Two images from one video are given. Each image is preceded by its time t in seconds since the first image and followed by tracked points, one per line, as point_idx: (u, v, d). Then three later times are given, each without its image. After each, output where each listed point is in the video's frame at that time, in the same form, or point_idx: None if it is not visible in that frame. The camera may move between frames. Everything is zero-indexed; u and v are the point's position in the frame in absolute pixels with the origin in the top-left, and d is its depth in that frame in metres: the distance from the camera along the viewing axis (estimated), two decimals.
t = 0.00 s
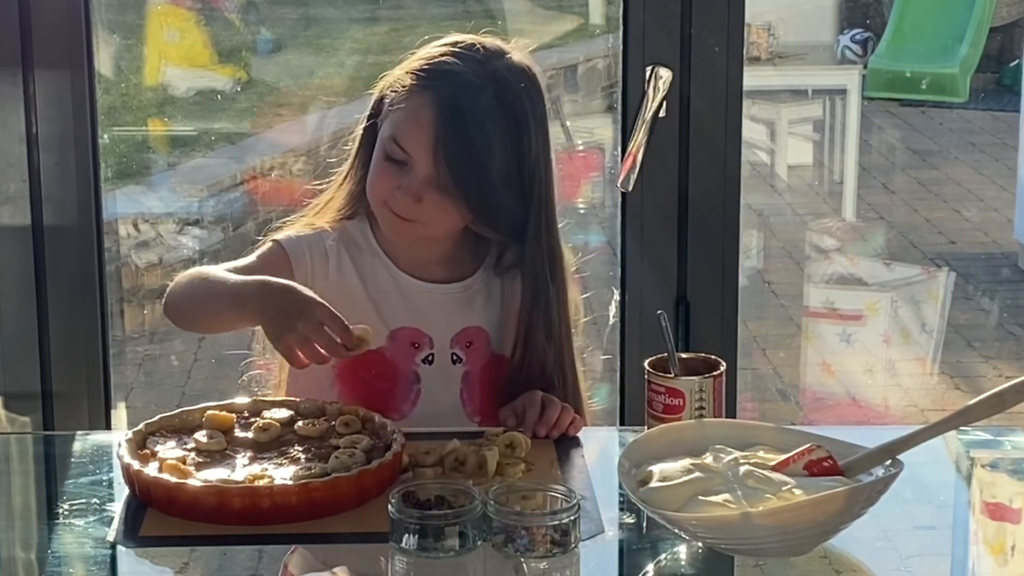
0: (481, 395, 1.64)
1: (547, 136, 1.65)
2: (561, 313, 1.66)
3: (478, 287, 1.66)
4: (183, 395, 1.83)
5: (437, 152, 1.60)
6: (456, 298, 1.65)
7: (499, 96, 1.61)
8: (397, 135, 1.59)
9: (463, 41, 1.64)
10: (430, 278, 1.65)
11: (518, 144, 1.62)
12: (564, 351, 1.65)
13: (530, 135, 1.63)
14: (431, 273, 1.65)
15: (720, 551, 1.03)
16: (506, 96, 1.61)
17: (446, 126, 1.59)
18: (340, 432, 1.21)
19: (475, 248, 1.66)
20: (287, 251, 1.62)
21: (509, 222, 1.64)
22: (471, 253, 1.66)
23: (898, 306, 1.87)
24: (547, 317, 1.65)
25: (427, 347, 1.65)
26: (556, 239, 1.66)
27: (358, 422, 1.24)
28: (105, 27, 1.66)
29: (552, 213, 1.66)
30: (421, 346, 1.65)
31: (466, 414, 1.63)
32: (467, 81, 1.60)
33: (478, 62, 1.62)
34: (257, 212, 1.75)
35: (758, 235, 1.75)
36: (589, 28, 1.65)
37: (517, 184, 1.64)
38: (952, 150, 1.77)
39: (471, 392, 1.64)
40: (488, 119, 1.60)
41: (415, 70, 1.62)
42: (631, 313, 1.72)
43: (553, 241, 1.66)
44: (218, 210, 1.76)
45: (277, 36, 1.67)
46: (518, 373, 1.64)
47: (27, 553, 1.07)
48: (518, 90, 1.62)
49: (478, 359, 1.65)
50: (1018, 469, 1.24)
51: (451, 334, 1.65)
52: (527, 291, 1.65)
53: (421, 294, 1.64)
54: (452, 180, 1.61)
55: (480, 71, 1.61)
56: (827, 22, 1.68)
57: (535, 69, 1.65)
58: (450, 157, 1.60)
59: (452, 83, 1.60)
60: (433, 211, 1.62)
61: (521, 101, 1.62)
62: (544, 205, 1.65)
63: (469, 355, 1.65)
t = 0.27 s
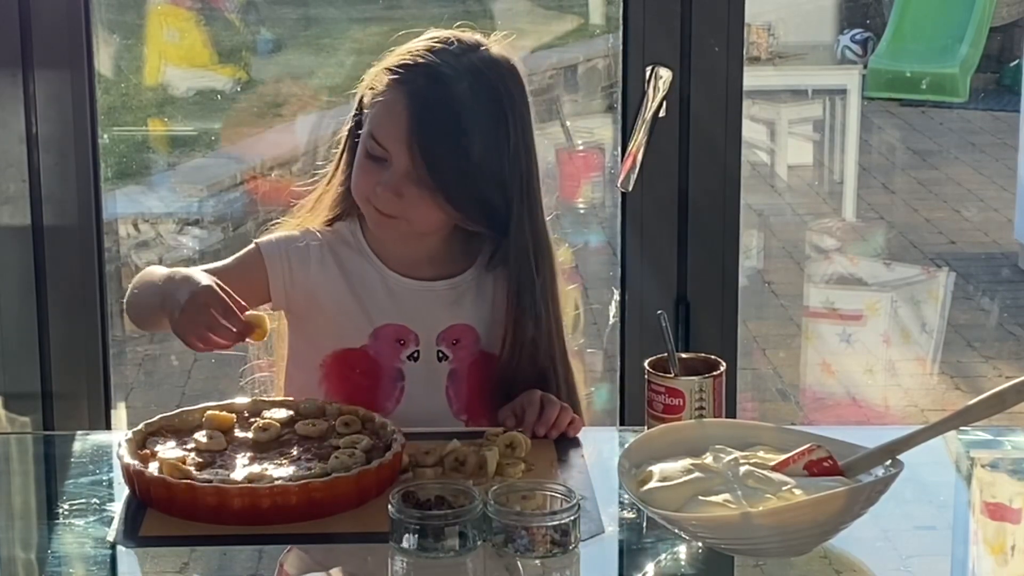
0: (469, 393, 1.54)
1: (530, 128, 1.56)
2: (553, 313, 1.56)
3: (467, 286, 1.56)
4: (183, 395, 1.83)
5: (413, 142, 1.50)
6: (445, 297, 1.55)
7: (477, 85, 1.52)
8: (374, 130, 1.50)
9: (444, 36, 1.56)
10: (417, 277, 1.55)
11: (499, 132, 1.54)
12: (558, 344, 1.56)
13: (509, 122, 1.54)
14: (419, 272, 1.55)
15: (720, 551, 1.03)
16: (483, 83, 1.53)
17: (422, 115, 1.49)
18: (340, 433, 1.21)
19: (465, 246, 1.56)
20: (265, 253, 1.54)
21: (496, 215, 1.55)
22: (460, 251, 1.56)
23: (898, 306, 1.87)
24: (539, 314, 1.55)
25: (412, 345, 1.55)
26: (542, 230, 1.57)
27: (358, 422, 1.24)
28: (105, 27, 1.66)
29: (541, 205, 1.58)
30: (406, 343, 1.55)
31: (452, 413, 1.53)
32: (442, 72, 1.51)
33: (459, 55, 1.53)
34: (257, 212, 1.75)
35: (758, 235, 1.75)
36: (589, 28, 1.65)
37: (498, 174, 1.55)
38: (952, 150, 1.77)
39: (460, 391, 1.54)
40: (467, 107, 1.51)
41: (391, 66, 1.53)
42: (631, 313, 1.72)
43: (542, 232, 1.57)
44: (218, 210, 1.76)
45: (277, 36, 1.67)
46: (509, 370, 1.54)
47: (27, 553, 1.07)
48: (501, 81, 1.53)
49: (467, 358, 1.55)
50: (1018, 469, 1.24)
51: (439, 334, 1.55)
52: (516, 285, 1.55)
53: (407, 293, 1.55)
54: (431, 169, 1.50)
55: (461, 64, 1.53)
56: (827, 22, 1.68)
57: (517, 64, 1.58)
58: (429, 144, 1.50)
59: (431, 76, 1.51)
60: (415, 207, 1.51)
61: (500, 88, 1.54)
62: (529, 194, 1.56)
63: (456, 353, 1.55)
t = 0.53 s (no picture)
0: (458, 391, 1.54)
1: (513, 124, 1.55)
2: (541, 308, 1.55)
3: (455, 282, 1.55)
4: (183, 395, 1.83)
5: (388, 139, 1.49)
6: (433, 293, 1.55)
7: (453, 81, 1.51)
8: (352, 129, 1.49)
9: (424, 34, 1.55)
10: (404, 275, 1.55)
11: (477, 127, 1.52)
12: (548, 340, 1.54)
13: (489, 118, 1.53)
14: (406, 270, 1.55)
15: (720, 551, 1.03)
16: (460, 80, 1.51)
17: (398, 112, 1.49)
18: (340, 433, 1.21)
19: (456, 242, 1.55)
20: (251, 259, 1.54)
21: (479, 210, 1.54)
22: (448, 247, 1.56)
23: (898, 306, 1.87)
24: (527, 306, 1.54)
25: (400, 343, 1.54)
26: (525, 224, 1.55)
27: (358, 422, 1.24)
28: (105, 27, 1.66)
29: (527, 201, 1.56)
30: (394, 342, 1.54)
31: (442, 411, 1.53)
32: (418, 68, 1.51)
33: (437, 53, 1.52)
34: (257, 212, 1.75)
35: (758, 235, 1.75)
36: (589, 28, 1.65)
37: (478, 169, 1.53)
38: (952, 150, 1.77)
39: (449, 388, 1.54)
40: (444, 103, 1.50)
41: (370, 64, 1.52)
42: (631, 313, 1.72)
43: (526, 226, 1.55)
44: (218, 210, 1.76)
45: (277, 36, 1.67)
46: (498, 367, 1.54)
47: (27, 553, 1.07)
48: (479, 76, 1.53)
49: (456, 356, 1.55)
50: (1018, 469, 1.24)
51: (427, 331, 1.54)
52: (501, 278, 1.55)
53: (395, 291, 1.54)
54: (409, 166, 1.50)
55: (439, 62, 1.52)
56: (827, 22, 1.68)
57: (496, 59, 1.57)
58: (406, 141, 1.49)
59: (408, 74, 1.50)
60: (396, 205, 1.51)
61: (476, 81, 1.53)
62: (512, 191, 1.54)
63: (445, 351, 1.55)
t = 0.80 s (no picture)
0: (445, 388, 1.52)
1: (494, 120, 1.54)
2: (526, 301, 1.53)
3: (440, 280, 1.53)
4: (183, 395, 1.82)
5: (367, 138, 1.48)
6: (418, 292, 1.53)
7: (430, 78, 1.50)
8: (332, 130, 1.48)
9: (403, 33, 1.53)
10: (389, 274, 1.53)
11: (457, 123, 1.51)
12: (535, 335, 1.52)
13: (468, 115, 1.52)
14: (391, 268, 1.53)
15: (720, 551, 1.03)
16: (438, 77, 1.51)
17: (376, 110, 1.48)
18: (340, 433, 1.21)
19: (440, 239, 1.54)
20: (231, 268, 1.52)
21: (461, 207, 1.53)
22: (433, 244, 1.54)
23: (898, 306, 1.87)
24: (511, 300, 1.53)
25: (385, 341, 1.52)
26: (508, 219, 1.54)
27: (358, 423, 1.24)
28: (105, 27, 1.66)
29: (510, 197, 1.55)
30: (379, 340, 1.52)
31: (429, 408, 1.52)
32: (395, 66, 1.50)
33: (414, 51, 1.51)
34: (257, 212, 1.75)
35: (758, 235, 1.75)
36: (589, 28, 1.65)
37: (460, 165, 1.52)
38: (952, 150, 1.77)
39: (435, 385, 1.52)
40: (422, 100, 1.50)
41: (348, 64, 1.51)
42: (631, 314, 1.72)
43: (509, 222, 1.54)
44: (218, 210, 1.76)
45: (277, 36, 1.67)
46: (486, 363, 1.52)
47: (27, 553, 1.07)
48: (457, 71, 1.51)
49: (441, 352, 1.53)
50: (1018, 470, 1.24)
51: (413, 329, 1.53)
52: (487, 274, 1.53)
53: (379, 290, 1.52)
54: (389, 163, 1.49)
55: (417, 59, 1.51)
56: (827, 22, 1.68)
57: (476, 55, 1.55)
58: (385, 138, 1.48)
59: (385, 73, 1.49)
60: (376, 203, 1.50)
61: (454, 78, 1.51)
62: (493, 187, 1.53)
63: (430, 348, 1.53)
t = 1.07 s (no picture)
0: (442, 387, 1.49)
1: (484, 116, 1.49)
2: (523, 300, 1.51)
3: (435, 281, 1.50)
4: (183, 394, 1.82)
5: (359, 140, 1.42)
6: (413, 293, 1.49)
7: (420, 75, 1.45)
8: (323, 132, 1.43)
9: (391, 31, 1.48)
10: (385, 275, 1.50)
11: (449, 120, 1.46)
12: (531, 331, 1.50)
13: (459, 111, 1.47)
14: (386, 268, 1.50)
15: (720, 551, 1.03)
16: (427, 74, 1.45)
17: (367, 112, 1.42)
18: (340, 433, 1.21)
19: (434, 237, 1.52)
20: (227, 271, 1.48)
21: (455, 205, 1.49)
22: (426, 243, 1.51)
23: (898, 306, 1.87)
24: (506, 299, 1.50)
25: (381, 342, 1.48)
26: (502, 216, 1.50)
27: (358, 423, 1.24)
28: (105, 27, 1.66)
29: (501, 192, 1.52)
30: (375, 341, 1.48)
31: (427, 408, 1.48)
32: (384, 65, 1.44)
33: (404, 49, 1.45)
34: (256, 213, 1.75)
35: (758, 235, 1.75)
36: (589, 28, 1.65)
37: (454, 164, 1.48)
38: (952, 150, 1.77)
39: (433, 385, 1.49)
40: (414, 99, 1.44)
41: (336, 65, 1.45)
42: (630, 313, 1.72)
43: (502, 219, 1.51)
44: (218, 210, 1.76)
45: (277, 36, 1.67)
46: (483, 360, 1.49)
47: (27, 553, 1.07)
48: (448, 69, 1.46)
49: (438, 351, 1.49)
50: (1018, 469, 1.24)
51: (408, 330, 1.49)
52: (483, 273, 1.50)
53: (374, 292, 1.49)
54: (384, 165, 1.42)
55: (407, 58, 1.45)
56: (827, 22, 1.68)
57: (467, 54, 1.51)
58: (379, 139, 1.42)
59: (376, 72, 1.43)
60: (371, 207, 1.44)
61: (445, 75, 1.46)
62: (486, 184, 1.49)
63: (427, 348, 1.49)
